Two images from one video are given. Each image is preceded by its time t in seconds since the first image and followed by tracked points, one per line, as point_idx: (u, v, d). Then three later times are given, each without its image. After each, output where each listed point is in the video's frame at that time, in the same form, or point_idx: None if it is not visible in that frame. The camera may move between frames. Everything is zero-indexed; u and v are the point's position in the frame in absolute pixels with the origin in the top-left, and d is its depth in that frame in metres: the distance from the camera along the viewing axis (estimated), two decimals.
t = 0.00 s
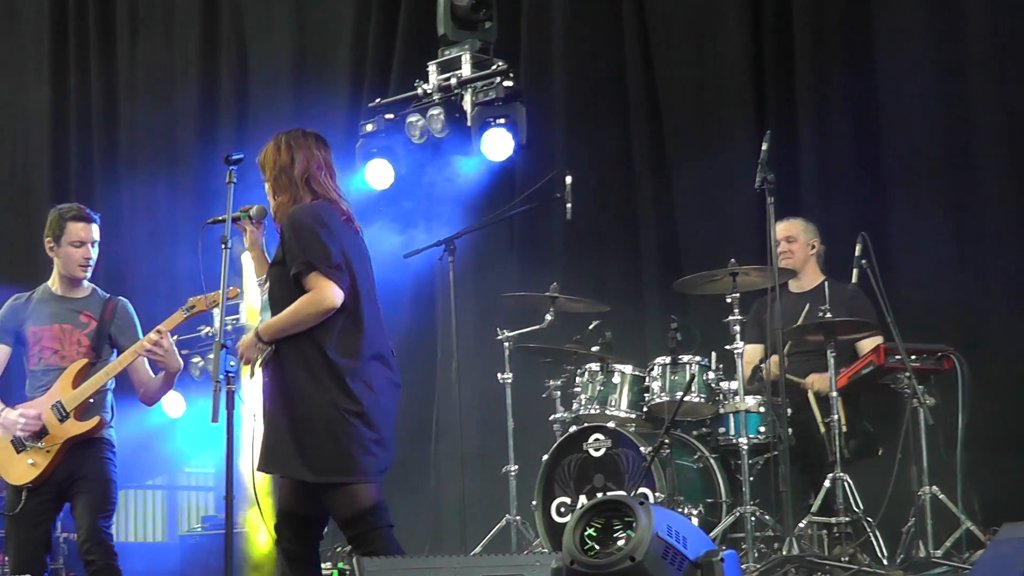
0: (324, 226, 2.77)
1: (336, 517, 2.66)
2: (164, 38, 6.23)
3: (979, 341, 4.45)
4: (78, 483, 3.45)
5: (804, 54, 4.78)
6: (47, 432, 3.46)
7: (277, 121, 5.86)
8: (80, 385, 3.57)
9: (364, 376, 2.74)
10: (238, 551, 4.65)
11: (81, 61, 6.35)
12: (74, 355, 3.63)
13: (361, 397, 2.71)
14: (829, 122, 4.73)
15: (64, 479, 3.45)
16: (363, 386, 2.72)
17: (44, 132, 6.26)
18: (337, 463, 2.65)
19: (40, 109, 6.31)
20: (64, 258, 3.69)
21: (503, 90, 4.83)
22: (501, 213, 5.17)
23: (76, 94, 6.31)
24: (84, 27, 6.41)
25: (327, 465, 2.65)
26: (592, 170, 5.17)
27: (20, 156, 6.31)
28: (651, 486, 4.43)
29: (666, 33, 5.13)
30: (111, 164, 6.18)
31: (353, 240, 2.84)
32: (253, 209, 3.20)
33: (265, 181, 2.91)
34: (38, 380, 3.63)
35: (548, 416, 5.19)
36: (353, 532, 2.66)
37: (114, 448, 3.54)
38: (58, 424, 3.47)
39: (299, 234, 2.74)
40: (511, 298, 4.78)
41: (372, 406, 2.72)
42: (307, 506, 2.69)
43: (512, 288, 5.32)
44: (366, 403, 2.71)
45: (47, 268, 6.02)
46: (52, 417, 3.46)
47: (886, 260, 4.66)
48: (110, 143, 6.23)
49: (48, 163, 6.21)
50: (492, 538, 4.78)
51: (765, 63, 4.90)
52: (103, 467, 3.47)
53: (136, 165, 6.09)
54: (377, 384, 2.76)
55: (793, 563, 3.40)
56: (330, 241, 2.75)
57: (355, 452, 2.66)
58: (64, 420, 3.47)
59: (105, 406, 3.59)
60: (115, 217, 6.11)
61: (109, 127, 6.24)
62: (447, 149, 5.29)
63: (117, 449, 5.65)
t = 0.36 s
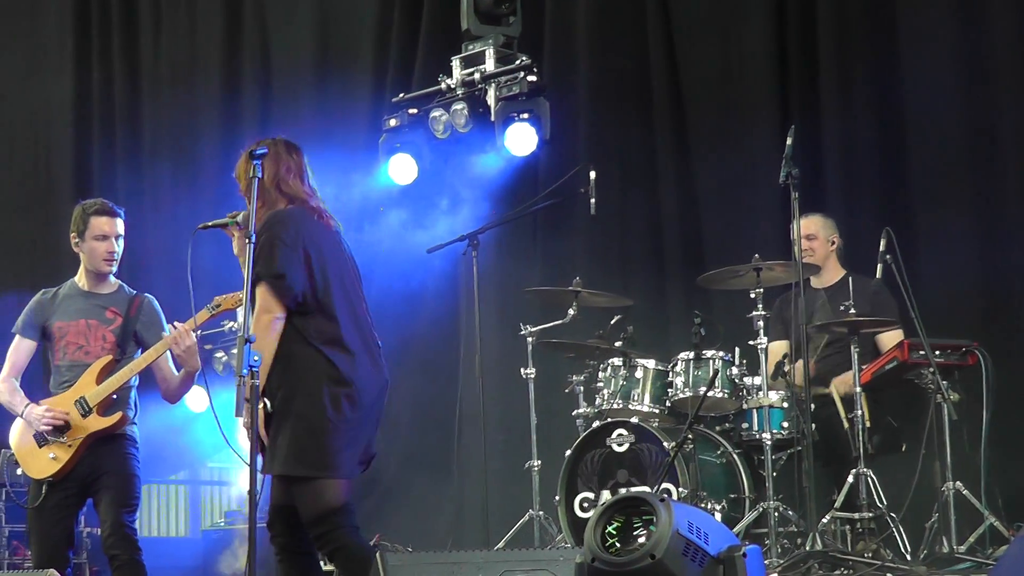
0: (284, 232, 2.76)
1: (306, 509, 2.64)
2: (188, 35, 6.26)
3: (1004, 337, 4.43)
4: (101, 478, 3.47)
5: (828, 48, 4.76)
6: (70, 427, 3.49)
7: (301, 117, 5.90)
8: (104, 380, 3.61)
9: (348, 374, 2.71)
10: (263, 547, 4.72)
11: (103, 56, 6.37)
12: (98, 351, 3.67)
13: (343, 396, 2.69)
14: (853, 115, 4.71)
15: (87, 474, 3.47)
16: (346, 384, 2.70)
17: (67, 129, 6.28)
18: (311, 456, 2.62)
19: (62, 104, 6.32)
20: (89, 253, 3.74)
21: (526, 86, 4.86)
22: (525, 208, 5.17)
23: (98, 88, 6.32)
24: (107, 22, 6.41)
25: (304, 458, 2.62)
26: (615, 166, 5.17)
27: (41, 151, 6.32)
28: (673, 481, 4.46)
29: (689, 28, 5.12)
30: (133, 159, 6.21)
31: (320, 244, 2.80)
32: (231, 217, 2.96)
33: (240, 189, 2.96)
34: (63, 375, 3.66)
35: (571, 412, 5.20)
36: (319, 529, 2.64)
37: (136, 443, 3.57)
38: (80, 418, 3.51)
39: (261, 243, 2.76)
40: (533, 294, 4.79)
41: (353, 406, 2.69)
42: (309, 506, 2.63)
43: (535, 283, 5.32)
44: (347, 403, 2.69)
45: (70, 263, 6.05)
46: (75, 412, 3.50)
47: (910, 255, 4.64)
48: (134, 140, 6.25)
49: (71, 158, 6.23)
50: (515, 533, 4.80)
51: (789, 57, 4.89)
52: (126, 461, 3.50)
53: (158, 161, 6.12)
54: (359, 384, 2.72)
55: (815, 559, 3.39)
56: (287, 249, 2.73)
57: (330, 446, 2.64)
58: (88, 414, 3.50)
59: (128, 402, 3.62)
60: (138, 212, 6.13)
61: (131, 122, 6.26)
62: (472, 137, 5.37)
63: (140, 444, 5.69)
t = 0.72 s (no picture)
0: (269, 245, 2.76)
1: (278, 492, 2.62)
2: (203, 32, 6.28)
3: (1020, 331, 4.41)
4: (116, 471, 3.50)
5: (844, 41, 4.73)
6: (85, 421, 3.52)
7: (316, 113, 5.91)
8: (119, 373, 3.64)
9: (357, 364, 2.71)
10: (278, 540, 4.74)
11: (119, 53, 6.40)
12: (114, 345, 3.70)
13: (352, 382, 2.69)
14: (869, 109, 4.69)
15: (103, 468, 3.50)
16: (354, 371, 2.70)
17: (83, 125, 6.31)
18: (308, 442, 2.63)
19: (79, 100, 6.36)
20: (101, 244, 3.78)
21: (542, 80, 4.86)
22: (539, 203, 5.16)
23: (113, 85, 6.35)
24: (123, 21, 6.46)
25: (302, 444, 2.62)
26: (630, 161, 5.17)
27: (57, 147, 6.36)
28: (689, 476, 4.44)
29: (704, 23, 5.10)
30: (149, 156, 6.24)
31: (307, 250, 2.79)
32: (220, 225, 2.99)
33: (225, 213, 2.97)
34: (79, 370, 3.69)
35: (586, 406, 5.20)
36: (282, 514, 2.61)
37: (152, 437, 3.60)
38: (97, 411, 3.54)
39: (245, 259, 2.76)
40: (547, 288, 4.79)
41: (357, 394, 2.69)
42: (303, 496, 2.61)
43: (550, 278, 5.33)
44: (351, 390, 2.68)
45: (87, 259, 6.09)
46: (91, 406, 3.53)
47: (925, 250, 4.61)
48: (149, 136, 6.28)
49: (87, 155, 6.27)
50: (529, 528, 4.81)
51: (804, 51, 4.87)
52: (142, 455, 3.53)
53: (174, 157, 6.15)
54: (364, 374, 2.71)
55: (831, 554, 3.39)
56: (273, 258, 2.74)
57: (329, 434, 2.64)
58: (104, 408, 3.54)
59: (144, 396, 3.64)
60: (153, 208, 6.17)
61: (146, 119, 6.29)
62: (489, 134, 5.40)
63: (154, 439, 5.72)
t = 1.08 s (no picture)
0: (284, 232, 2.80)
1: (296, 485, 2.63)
2: (210, 29, 6.29)
3: None
4: (123, 467, 3.51)
5: (852, 36, 4.72)
6: (93, 416, 3.55)
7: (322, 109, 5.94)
8: (126, 370, 3.66)
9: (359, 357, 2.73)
10: (287, 534, 4.74)
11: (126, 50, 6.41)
12: (121, 342, 3.71)
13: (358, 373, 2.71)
14: (876, 102, 4.68)
15: (109, 464, 3.51)
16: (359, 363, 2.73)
17: (91, 121, 6.33)
18: (321, 433, 2.65)
19: (87, 97, 6.37)
20: (109, 242, 3.80)
21: (549, 75, 4.86)
22: (547, 197, 5.17)
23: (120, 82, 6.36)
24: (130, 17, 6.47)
25: (317, 433, 2.65)
26: (636, 156, 5.17)
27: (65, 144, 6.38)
28: (696, 471, 4.48)
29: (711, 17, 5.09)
30: (156, 152, 6.25)
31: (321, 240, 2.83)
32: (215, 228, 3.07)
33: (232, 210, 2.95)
34: (86, 365, 3.71)
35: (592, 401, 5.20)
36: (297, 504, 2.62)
37: (158, 433, 3.62)
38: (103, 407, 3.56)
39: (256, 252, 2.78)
40: (554, 283, 4.79)
41: (366, 385, 2.71)
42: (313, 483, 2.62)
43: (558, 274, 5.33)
44: (358, 381, 2.70)
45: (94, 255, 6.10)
46: (98, 402, 3.55)
47: (932, 244, 4.61)
48: (156, 132, 6.29)
49: (94, 151, 6.29)
50: (536, 523, 4.81)
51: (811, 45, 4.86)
52: (148, 451, 3.54)
53: (181, 153, 6.16)
54: (371, 366, 2.73)
55: (838, 548, 3.39)
56: (292, 245, 2.76)
57: (339, 424, 2.65)
58: (110, 403, 3.56)
59: (149, 392, 3.67)
60: (160, 204, 6.18)
61: (154, 115, 6.30)
62: (490, 128, 5.41)
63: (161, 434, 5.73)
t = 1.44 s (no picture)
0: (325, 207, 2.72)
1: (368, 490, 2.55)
2: (203, 24, 6.27)
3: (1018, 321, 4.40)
4: (114, 463, 3.49)
5: (844, 33, 4.73)
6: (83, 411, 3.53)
7: (315, 105, 5.92)
8: (117, 366, 3.65)
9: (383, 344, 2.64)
10: (280, 530, 4.74)
11: (119, 44, 6.38)
12: (113, 337, 3.70)
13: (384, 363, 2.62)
14: (868, 100, 4.69)
15: (100, 460, 3.50)
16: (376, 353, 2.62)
17: (83, 116, 6.30)
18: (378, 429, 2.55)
19: (79, 92, 6.35)
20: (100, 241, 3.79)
21: (542, 71, 4.86)
22: (540, 193, 5.18)
23: (112, 77, 6.33)
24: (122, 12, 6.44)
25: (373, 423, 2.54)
26: (629, 152, 5.16)
27: (57, 139, 6.35)
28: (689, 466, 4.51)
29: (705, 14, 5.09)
30: (149, 147, 6.22)
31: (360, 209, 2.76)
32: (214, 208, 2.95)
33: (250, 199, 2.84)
34: (77, 361, 3.69)
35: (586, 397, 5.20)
36: (380, 507, 2.54)
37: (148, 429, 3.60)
38: (93, 402, 3.55)
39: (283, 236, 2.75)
40: (547, 279, 4.79)
41: (395, 373, 2.62)
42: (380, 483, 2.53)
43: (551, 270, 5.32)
44: (389, 369, 2.61)
45: (86, 251, 6.07)
46: (88, 397, 3.54)
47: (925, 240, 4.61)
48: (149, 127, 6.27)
49: (87, 146, 6.26)
50: (529, 520, 4.81)
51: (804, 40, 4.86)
52: (138, 447, 3.53)
53: (174, 148, 6.14)
54: (397, 356, 2.65)
55: (831, 544, 3.40)
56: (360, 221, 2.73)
57: (385, 419, 2.56)
58: (101, 398, 3.55)
59: (140, 387, 3.67)
60: (153, 200, 6.16)
61: (146, 110, 6.28)
62: (485, 122, 5.37)
63: (152, 432, 5.59)
